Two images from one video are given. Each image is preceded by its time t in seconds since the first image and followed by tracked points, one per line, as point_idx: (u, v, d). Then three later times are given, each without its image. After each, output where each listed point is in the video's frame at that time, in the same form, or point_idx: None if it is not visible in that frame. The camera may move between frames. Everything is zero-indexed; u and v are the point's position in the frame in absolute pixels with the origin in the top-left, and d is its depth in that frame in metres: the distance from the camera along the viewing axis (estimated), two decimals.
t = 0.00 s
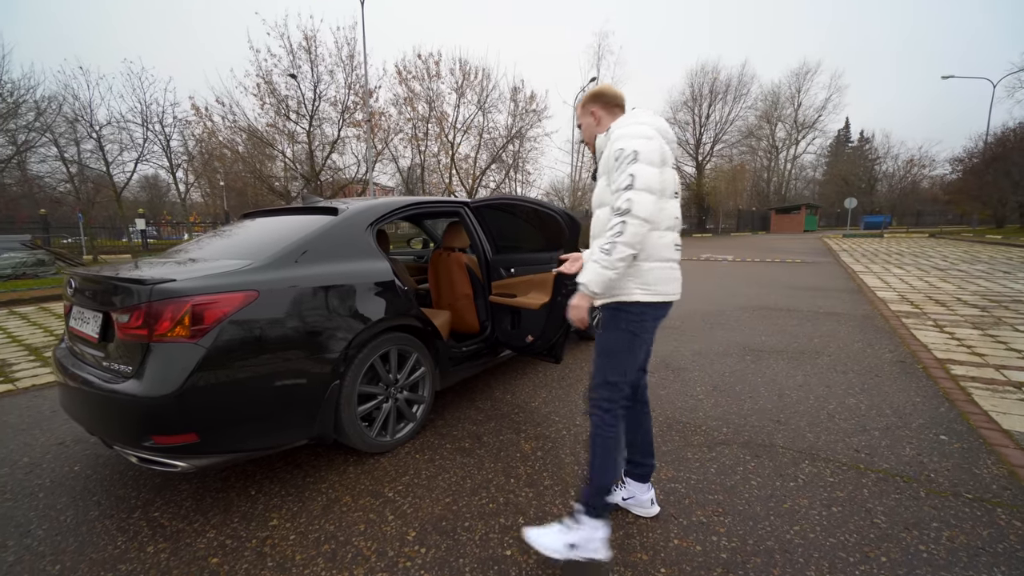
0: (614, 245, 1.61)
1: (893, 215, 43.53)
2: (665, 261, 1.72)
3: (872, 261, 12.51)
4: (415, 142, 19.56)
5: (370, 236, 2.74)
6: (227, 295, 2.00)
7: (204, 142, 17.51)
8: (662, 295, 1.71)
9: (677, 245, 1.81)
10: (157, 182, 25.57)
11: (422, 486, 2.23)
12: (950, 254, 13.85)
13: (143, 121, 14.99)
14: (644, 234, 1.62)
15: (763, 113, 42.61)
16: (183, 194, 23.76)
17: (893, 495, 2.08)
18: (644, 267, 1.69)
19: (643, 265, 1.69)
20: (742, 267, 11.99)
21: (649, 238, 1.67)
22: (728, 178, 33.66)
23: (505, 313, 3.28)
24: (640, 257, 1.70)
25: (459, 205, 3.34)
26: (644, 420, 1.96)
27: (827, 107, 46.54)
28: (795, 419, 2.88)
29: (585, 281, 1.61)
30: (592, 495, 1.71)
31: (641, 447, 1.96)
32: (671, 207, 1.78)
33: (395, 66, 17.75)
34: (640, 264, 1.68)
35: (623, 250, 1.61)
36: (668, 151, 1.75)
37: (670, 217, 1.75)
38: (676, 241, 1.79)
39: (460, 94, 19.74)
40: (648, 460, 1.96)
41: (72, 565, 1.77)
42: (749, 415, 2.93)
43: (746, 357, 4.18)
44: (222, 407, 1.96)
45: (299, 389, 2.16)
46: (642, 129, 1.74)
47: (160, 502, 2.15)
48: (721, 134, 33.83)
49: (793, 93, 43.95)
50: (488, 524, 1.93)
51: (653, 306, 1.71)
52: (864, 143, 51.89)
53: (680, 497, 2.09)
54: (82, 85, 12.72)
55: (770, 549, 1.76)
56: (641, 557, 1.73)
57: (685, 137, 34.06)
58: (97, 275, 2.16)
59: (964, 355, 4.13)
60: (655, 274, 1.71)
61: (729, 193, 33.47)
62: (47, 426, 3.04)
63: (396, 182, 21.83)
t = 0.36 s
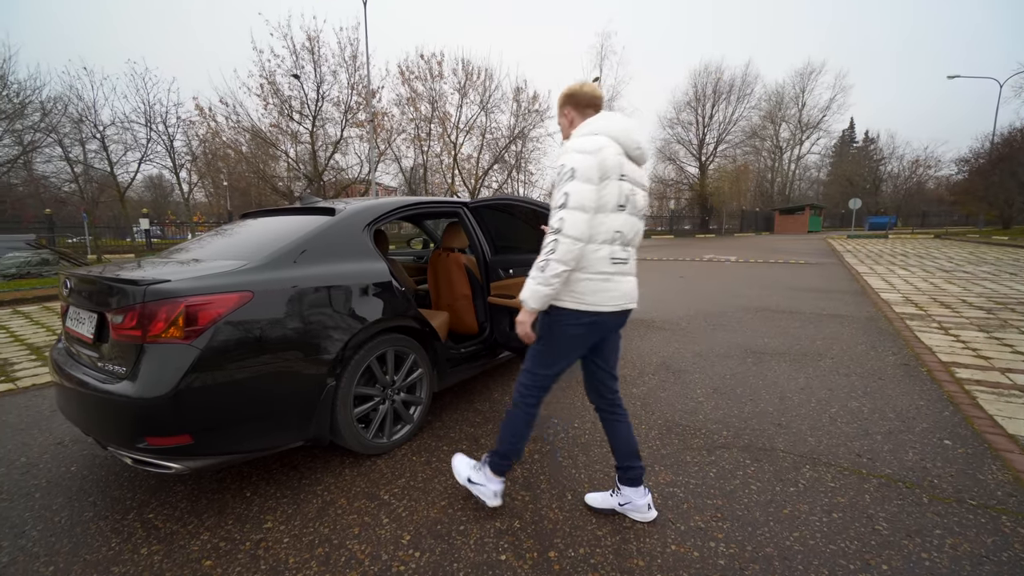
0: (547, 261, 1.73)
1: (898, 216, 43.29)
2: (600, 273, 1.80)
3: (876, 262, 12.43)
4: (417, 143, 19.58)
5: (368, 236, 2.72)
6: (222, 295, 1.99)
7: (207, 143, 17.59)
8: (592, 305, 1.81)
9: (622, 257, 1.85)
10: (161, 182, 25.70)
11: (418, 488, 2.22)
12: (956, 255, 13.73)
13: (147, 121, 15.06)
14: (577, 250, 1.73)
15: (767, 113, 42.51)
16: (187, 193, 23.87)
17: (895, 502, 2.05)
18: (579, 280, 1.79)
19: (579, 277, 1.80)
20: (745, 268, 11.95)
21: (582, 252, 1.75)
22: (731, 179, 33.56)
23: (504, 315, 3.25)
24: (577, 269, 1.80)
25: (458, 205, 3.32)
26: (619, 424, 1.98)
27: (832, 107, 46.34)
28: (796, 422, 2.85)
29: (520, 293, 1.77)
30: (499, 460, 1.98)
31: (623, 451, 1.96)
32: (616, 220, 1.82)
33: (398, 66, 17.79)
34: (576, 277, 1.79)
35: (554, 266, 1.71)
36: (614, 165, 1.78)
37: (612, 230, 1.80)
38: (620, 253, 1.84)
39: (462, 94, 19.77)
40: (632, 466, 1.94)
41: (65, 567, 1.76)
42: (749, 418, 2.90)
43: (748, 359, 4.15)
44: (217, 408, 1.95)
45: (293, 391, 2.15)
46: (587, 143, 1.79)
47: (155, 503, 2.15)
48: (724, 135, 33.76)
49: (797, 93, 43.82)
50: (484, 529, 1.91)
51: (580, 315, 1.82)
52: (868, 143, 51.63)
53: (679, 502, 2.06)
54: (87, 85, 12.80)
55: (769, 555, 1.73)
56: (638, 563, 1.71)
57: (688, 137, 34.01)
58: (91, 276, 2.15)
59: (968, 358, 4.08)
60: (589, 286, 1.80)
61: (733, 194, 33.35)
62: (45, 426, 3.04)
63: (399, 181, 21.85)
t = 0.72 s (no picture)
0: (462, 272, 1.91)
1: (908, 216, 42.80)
2: (514, 280, 1.94)
3: (886, 263, 12.30)
4: (423, 143, 19.63)
5: (371, 237, 2.73)
6: (226, 296, 2.00)
7: (216, 143, 17.75)
8: (509, 307, 1.95)
9: (536, 263, 1.96)
10: (171, 182, 25.98)
11: (421, 489, 2.22)
12: (968, 255, 13.55)
13: (156, 122, 15.21)
14: (487, 262, 1.89)
15: (775, 112, 42.19)
16: (195, 193, 24.07)
17: (902, 507, 2.03)
18: (496, 287, 1.95)
19: (497, 284, 1.96)
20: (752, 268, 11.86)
21: (491, 264, 1.91)
22: (739, 178, 33.34)
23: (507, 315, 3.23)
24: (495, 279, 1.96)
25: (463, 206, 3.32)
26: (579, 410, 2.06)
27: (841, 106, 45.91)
28: (802, 426, 2.82)
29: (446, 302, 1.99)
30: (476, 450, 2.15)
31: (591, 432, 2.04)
32: (526, 230, 1.93)
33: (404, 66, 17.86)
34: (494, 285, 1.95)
35: (466, 278, 1.88)
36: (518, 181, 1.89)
37: (520, 241, 1.93)
38: (534, 261, 1.96)
39: (468, 94, 19.81)
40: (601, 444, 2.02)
41: (74, 564, 1.78)
42: (755, 421, 2.88)
43: (754, 361, 4.12)
44: (223, 407, 1.96)
45: (297, 391, 2.16)
46: (495, 163, 1.92)
47: (162, 501, 2.17)
48: (730, 135, 33.60)
49: (806, 92, 43.47)
50: (487, 530, 1.91)
51: (504, 314, 1.97)
52: (878, 143, 51.09)
53: (682, 505, 2.05)
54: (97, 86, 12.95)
55: (773, 560, 1.72)
56: (640, 567, 1.70)
57: (695, 137, 33.84)
58: (100, 277, 2.18)
59: (978, 361, 4.03)
60: (505, 292, 1.95)
61: (740, 193, 33.13)
62: (55, 423, 3.09)
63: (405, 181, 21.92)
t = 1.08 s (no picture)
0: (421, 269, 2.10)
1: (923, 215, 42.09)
2: (463, 275, 2.03)
3: (899, 263, 12.11)
4: (432, 143, 19.69)
5: (374, 237, 2.74)
6: (229, 296, 2.02)
7: (227, 145, 17.99)
8: (464, 300, 2.03)
9: (484, 256, 2.01)
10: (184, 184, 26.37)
11: (421, 489, 2.22)
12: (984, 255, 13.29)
13: (169, 124, 15.45)
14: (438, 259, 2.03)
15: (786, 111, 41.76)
16: (207, 194, 24.39)
17: (909, 512, 1.99)
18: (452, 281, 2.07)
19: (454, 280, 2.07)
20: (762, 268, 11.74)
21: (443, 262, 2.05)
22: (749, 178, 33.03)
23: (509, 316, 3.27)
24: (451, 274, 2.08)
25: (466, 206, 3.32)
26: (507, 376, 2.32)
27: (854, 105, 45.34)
28: (809, 428, 2.79)
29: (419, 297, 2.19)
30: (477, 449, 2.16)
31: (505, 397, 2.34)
32: (468, 226, 2.01)
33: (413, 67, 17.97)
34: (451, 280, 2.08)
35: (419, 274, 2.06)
36: (456, 182, 1.99)
37: (465, 237, 2.02)
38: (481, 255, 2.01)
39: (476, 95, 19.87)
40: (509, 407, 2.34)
41: (80, 559, 1.81)
42: (760, 423, 2.85)
43: (761, 362, 4.07)
44: (226, 406, 1.98)
45: (300, 391, 2.18)
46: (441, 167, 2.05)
47: (167, 499, 2.20)
48: (740, 134, 33.34)
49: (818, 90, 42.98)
50: (486, 530, 1.91)
51: (460, 306, 2.06)
52: (892, 141, 50.34)
53: (685, 508, 2.03)
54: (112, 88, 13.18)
55: (775, 564, 1.70)
56: (639, 570, 1.69)
57: (704, 136, 33.61)
58: (107, 278, 2.21)
59: (993, 363, 3.94)
60: (459, 286, 2.05)
61: (751, 193, 32.80)
62: (66, 421, 3.14)
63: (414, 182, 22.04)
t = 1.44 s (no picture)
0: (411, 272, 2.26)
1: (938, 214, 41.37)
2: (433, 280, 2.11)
3: (911, 263, 11.91)
4: (439, 144, 19.73)
5: (371, 239, 2.74)
6: (224, 299, 2.03)
7: (237, 147, 18.18)
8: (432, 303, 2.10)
9: (450, 265, 2.04)
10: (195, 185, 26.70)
11: (415, 491, 2.22)
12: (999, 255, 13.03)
13: (180, 127, 15.65)
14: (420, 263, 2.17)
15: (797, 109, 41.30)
16: (218, 195, 24.68)
17: (910, 519, 1.94)
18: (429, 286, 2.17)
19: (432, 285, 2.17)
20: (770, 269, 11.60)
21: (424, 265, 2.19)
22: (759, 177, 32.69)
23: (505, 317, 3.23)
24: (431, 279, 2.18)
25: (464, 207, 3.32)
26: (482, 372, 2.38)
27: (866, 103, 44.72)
28: (810, 432, 2.74)
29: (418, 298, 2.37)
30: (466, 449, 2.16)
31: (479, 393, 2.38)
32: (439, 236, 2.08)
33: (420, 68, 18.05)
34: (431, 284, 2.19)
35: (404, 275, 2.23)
36: (433, 194, 2.10)
37: (437, 245, 2.09)
38: (445, 263, 2.05)
39: (483, 95, 19.92)
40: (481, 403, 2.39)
41: (74, 558, 1.83)
42: (761, 427, 2.81)
43: (765, 364, 4.02)
44: (221, 407, 2.00)
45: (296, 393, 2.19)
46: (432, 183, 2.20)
47: (163, 499, 2.21)
48: (750, 132, 33.02)
49: (829, 88, 42.45)
50: (477, 534, 1.90)
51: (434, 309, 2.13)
52: (906, 139, 49.55)
53: (679, 513, 2.01)
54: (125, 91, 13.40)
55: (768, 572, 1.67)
56: None
57: (713, 135, 33.35)
58: (105, 279, 2.23)
59: (1004, 366, 3.85)
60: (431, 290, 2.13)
61: (760, 192, 32.46)
62: (70, 421, 3.19)
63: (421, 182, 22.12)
